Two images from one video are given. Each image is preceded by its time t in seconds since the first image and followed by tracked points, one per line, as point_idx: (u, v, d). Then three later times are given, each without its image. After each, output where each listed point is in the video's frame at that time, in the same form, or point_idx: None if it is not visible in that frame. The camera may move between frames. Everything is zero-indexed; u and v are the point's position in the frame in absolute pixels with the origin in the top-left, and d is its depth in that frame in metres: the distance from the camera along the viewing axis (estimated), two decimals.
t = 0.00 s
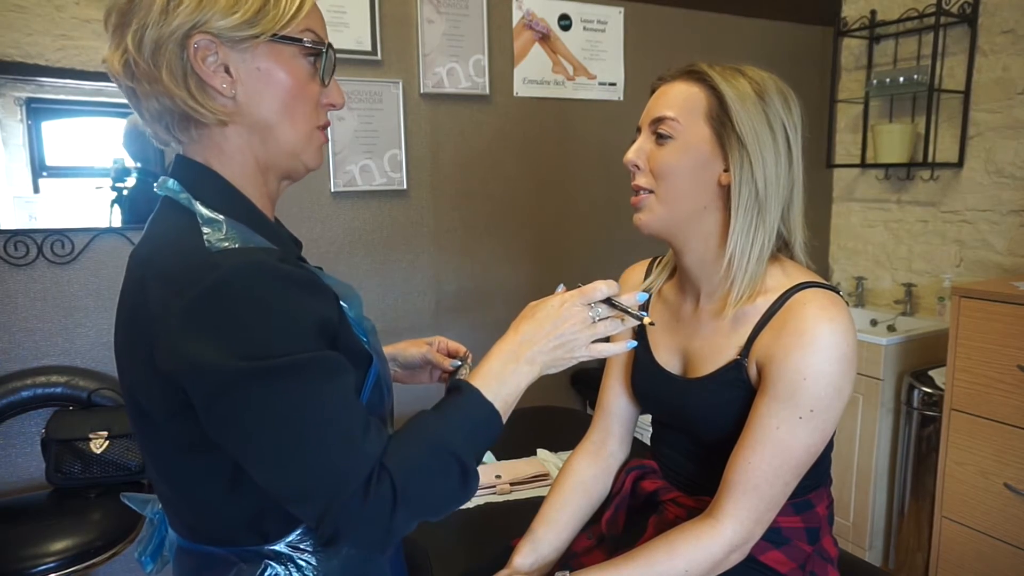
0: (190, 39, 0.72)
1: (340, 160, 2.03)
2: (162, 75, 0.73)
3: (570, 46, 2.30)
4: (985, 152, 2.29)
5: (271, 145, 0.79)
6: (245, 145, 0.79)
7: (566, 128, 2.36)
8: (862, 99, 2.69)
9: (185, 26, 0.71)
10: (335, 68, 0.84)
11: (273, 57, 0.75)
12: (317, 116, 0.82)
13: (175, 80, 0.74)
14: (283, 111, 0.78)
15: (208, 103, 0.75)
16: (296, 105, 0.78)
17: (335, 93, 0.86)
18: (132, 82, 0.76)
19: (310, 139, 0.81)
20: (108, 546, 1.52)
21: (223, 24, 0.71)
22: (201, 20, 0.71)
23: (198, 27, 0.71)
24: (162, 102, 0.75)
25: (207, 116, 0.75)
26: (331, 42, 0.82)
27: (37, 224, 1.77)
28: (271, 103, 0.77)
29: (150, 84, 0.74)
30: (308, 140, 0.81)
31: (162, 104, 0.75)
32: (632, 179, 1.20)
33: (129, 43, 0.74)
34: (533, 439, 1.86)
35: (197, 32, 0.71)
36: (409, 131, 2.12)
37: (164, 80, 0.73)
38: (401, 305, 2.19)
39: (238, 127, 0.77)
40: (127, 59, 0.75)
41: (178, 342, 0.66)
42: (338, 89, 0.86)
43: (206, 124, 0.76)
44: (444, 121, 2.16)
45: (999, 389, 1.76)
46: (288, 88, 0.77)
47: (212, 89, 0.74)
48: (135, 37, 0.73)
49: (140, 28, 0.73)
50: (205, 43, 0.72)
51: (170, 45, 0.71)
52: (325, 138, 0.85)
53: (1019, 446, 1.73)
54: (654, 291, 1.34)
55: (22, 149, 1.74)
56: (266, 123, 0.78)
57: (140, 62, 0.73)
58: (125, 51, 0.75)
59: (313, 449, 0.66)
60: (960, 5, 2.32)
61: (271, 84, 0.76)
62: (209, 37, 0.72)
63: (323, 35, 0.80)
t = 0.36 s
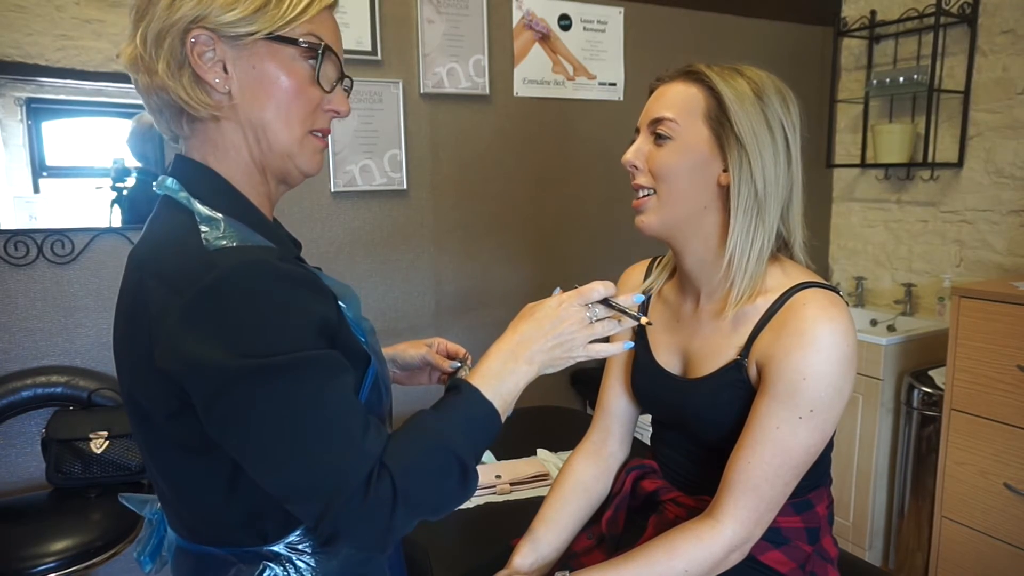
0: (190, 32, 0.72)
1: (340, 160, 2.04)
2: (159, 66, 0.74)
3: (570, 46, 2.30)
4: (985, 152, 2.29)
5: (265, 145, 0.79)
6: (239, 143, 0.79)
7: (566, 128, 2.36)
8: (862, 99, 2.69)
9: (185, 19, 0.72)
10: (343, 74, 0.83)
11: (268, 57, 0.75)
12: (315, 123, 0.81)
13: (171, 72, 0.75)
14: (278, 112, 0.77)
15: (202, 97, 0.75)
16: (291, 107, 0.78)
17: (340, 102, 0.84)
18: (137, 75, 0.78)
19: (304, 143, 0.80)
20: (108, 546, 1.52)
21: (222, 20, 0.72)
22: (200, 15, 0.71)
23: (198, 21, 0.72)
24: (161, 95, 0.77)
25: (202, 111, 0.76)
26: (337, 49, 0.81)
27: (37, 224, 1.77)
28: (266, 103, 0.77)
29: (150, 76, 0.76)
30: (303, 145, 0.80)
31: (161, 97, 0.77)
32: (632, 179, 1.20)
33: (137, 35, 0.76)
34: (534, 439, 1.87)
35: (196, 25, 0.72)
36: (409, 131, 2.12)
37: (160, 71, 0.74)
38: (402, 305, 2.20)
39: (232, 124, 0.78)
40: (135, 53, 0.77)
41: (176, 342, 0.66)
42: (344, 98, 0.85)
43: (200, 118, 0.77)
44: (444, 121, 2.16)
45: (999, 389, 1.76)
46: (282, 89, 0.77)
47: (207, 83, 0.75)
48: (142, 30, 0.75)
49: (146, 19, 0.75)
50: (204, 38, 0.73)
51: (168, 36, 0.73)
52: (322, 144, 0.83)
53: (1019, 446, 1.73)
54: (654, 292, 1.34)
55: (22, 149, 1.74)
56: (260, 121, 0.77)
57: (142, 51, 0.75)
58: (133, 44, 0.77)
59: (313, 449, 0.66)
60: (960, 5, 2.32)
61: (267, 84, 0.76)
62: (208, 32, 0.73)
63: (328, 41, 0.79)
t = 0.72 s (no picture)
0: (187, 47, 0.72)
1: (340, 160, 2.03)
2: (168, 89, 0.74)
3: (570, 46, 2.30)
4: (985, 152, 2.29)
5: (279, 138, 0.79)
6: (255, 144, 0.80)
7: (565, 128, 2.36)
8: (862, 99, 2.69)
9: (180, 37, 0.71)
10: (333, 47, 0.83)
11: (268, 51, 0.75)
12: (321, 102, 0.82)
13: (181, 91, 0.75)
14: (288, 104, 0.78)
15: (217, 108, 0.76)
16: (299, 96, 0.78)
17: (337, 73, 0.85)
18: (140, 100, 0.78)
19: (320, 124, 0.81)
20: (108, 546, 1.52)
21: (217, 28, 0.71)
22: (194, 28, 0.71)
23: (193, 34, 0.71)
24: (173, 116, 0.77)
25: (216, 118, 0.76)
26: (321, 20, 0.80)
27: (37, 224, 1.76)
28: (275, 97, 0.77)
29: (158, 98, 0.76)
30: (318, 126, 0.81)
31: (174, 118, 0.78)
32: (632, 179, 1.20)
33: (130, 62, 0.75)
34: (534, 440, 1.86)
35: (192, 39, 0.72)
36: (409, 131, 2.12)
37: (172, 93, 0.74)
38: (402, 305, 2.20)
39: (245, 124, 0.78)
40: (132, 79, 0.76)
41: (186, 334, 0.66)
42: (341, 70, 0.85)
43: (217, 127, 0.77)
44: (444, 121, 2.16)
45: (999, 389, 1.76)
46: (287, 81, 0.77)
47: (217, 93, 0.75)
48: (134, 54, 0.74)
49: (135, 49, 0.74)
50: (202, 50, 0.72)
51: (169, 58, 0.72)
52: (333, 121, 0.84)
53: (1019, 446, 1.73)
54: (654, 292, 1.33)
55: (22, 149, 1.74)
56: (275, 119, 0.78)
57: (143, 79, 0.75)
58: (128, 72, 0.76)
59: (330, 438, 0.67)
60: (960, 5, 2.32)
61: (271, 78, 0.76)
62: (204, 43, 0.72)
63: (316, 19, 0.79)
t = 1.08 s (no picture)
0: (214, 32, 0.73)
1: (340, 160, 2.04)
2: (195, 79, 0.75)
3: (570, 46, 2.30)
4: (985, 152, 2.30)
5: (304, 120, 0.81)
6: (281, 131, 0.81)
7: (566, 128, 2.36)
8: (862, 99, 2.69)
9: (206, 22, 0.72)
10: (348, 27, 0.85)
11: (292, 33, 0.77)
12: (342, 79, 0.84)
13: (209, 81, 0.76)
14: (313, 85, 0.80)
15: (245, 96, 0.77)
16: (323, 74, 0.80)
17: (352, 50, 0.86)
18: (157, 89, 0.78)
19: (341, 103, 0.84)
20: (108, 546, 1.52)
21: (242, 12, 0.73)
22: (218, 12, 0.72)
23: (218, 20, 0.72)
24: (196, 104, 0.78)
25: (245, 105, 0.77)
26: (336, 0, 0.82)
27: (37, 224, 1.76)
28: (300, 79, 0.79)
29: (181, 88, 0.76)
30: (340, 105, 0.83)
31: (197, 106, 0.78)
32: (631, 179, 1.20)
33: (147, 51, 0.74)
34: (534, 440, 1.87)
35: (219, 24, 0.72)
36: (410, 131, 2.12)
37: (200, 84, 0.75)
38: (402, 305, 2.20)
39: (273, 111, 0.79)
40: (147, 66, 0.76)
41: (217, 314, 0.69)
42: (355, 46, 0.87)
43: (245, 115, 0.78)
44: (444, 121, 2.16)
45: (1000, 389, 1.76)
46: (312, 61, 0.79)
47: (246, 78, 0.77)
48: (151, 41, 0.74)
49: (154, 34, 0.73)
50: (228, 34, 0.73)
51: (196, 47, 0.73)
52: (353, 98, 0.86)
53: (1020, 446, 1.73)
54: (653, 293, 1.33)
55: (22, 149, 1.74)
56: (303, 100, 0.80)
57: (166, 70, 0.75)
58: (142, 59, 0.76)
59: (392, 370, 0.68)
60: (960, 6, 2.32)
61: (296, 60, 0.78)
62: (231, 27, 0.73)
63: None
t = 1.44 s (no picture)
0: (269, 8, 0.75)
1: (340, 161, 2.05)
2: (247, 57, 0.76)
3: (571, 46, 2.30)
4: (985, 152, 2.30)
5: (350, 103, 0.84)
6: (324, 115, 0.84)
7: (566, 128, 2.36)
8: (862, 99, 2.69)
9: None
10: (391, 12, 0.89)
11: (342, 13, 0.80)
12: (384, 65, 0.87)
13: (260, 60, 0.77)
14: (361, 68, 0.83)
15: (295, 76, 0.79)
16: (370, 57, 0.83)
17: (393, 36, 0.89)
18: (203, 69, 0.79)
19: (384, 90, 0.87)
20: (108, 546, 1.52)
21: None
22: None
23: None
24: (244, 84, 0.79)
25: (295, 85, 0.79)
26: None
27: (37, 224, 1.77)
28: (349, 59, 0.81)
29: (230, 67, 0.77)
30: (383, 90, 0.86)
31: (245, 86, 0.79)
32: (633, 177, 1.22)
33: (198, 29, 0.76)
34: (535, 440, 1.87)
35: None
36: (409, 131, 2.12)
37: (251, 62, 0.77)
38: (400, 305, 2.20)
39: (320, 94, 0.81)
40: (194, 45, 0.77)
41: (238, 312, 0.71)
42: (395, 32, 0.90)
43: (295, 96, 0.80)
44: (444, 121, 2.16)
45: (999, 389, 1.76)
46: (361, 43, 0.82)
47: (297, 57, 0.78)
48: (202, 19, 0.75)
49: (207, 12, 0.75)
50: (282, 11, 0.76)
51: (250, 24, 0.74)
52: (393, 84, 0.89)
53: (1019, 446, 1.73)
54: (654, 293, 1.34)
55: (22, 149, 1.74)
56: (350, 82, 0.82)
57: (216, 47, 0.76)
58: (189, 39, 0.77)
59: (457, 341, 0.72)
60: (959, 5, 2.32)
61: (346, 40, 0.81)
62: (285, 4, 0.75)
63: None
